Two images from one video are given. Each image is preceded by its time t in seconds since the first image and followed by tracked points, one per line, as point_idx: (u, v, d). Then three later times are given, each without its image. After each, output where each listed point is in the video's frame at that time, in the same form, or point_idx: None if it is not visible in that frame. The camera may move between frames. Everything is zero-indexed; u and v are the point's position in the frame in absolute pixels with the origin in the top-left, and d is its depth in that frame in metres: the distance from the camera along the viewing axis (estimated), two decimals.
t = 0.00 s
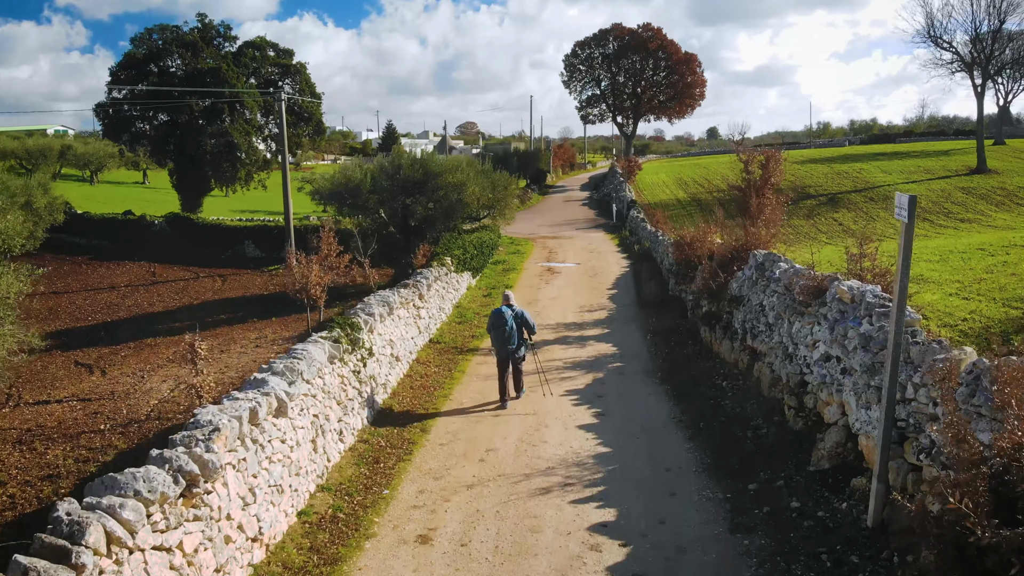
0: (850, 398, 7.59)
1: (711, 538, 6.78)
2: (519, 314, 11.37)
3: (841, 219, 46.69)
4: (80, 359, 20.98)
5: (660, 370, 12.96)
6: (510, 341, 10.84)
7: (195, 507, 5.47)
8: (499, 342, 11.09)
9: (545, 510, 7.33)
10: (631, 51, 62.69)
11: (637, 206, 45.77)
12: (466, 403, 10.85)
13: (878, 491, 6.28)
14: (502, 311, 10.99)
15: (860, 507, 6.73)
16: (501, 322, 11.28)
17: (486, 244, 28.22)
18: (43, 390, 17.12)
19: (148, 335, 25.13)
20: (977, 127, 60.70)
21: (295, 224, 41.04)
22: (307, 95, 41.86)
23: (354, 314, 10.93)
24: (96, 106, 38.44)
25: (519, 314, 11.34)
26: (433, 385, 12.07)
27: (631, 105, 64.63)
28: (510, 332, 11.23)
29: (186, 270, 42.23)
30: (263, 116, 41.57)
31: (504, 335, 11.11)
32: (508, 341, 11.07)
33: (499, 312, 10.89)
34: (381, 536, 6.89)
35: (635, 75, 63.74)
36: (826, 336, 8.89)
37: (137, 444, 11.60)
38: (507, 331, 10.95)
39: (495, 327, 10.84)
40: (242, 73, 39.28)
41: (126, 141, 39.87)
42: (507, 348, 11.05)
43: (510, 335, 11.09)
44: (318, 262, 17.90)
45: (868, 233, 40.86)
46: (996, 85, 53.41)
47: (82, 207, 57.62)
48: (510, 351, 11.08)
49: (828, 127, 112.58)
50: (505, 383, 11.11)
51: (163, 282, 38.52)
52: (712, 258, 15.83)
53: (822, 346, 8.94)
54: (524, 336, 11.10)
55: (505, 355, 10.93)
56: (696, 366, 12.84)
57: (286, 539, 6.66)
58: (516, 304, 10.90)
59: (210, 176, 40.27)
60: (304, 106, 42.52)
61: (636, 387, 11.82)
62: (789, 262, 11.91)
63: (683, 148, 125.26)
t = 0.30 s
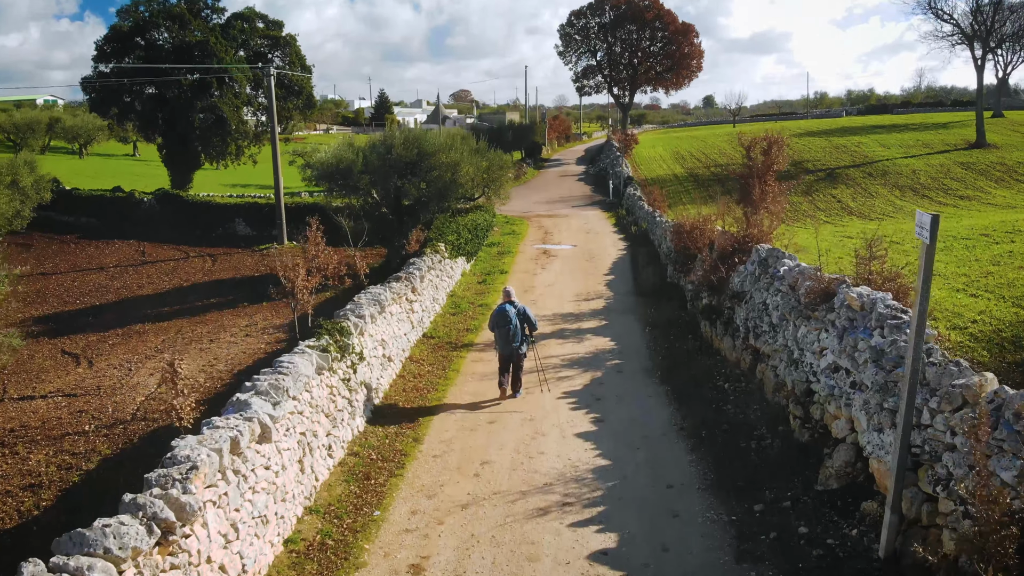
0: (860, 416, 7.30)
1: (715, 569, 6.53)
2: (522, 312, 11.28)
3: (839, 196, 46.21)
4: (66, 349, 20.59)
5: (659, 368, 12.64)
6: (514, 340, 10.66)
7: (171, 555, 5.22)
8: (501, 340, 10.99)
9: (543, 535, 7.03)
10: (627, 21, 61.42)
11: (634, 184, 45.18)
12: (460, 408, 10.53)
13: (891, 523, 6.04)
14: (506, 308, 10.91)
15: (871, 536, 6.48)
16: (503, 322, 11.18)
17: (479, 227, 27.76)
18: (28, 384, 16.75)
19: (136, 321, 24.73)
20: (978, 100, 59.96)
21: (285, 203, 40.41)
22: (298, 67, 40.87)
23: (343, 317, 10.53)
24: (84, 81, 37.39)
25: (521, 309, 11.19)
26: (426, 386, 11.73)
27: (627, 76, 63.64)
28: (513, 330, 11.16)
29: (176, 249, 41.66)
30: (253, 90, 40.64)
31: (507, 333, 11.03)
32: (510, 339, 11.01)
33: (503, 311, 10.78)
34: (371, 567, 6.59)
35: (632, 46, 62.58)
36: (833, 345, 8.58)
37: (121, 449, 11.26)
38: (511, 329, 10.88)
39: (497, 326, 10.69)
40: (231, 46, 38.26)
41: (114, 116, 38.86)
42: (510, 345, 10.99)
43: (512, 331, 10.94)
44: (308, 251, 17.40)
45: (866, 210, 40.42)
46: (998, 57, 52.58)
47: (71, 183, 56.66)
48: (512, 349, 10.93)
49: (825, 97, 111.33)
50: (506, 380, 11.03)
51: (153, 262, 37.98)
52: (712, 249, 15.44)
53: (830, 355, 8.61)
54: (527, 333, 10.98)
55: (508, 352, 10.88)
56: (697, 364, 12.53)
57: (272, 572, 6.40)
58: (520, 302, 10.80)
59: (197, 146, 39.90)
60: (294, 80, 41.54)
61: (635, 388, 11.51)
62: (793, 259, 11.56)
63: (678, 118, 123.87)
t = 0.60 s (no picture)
0: (870, 436, 7.05)
1: None
2: (520, 308, 11.22)
3: (839, 173, 45.74)
4: (55, 338, 20.26)
5: (659, 367, 12.37)
6: (513, 336, 10.64)
7: None
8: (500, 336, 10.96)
9: (541, 561, 6.80)
10: None
11: (631, 161, 44.64)
12: (456, 413, 10.25)
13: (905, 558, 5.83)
14: (503, 304, 10.85)
15: (882, 566, 6.28)
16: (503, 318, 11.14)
17: (475, 210, 27.35)
18: (15, 378, 16.41)
19: (126, 307, 24.38)
20: (979, 74, 59.25)
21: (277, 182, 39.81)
22: (289, 41, 39.93)
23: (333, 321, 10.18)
24: (71, 57, 36.48)
25: (519, 304, 11.17)
26: (420, 388, 11.42)
27: (625, 48, 62.60)
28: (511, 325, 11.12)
29: (166, 229, 41.05)
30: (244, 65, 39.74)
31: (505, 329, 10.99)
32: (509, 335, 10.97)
33: (501, 307, 10.74)
34: None
35: (630, 18, 61.40)
36: (841, 355, 8.30)
37: (107, 455, 10.94)
38: (509, 325, 10.84)
39: (496, 323, 10.67)
40: (221, 20, 37.30)
41: (103, 92, 38.02)
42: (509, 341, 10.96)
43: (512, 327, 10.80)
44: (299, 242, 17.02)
45: (865, 189, 40.01)
46: (1001, 30, 51.66)
47: (60, 160, 55.78)
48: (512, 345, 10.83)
49: (823, 69, 109.90)
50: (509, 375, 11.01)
51: (144, 243, 37.48)
52: (713, 241, 15.09)
53: (838, 366, 8.34)
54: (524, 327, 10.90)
55: (507, 348, 10.84)
56: (697, 363, 12.26)
57: None
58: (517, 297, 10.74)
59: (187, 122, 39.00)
60: (285, 54, 40.60)
61: (635, 390, 11.24)
62: (797, 257, 11.23)
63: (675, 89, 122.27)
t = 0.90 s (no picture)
0: (881, 460, 6.84)
1: None
2: (519, 300, 11.48)
3: (839, 152, 45.17)
4: (45, 329, 19.96)
5: (659, 368, 12.13)
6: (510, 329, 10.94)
7: None
8: (499, 328, 11.27)
9: None
10: None
11: (629, 140, 44.04)
12: (452, 421, 10.03)
13: None
14: (502, 297, 11.12)
15: None
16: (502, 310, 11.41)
17: (471, 194, 26.93)
18: (3, 374, 16.15)
19: (118, 295, 24.06)
20: (982, 48, 58.29)
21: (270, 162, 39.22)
22: (281, 16, 39.03)
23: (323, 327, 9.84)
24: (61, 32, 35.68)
25: (518, 296, 11.42)
26: (415, 391, 11.16)
27: (624, 20, 61.51)
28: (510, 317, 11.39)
29: (158, 210, 40.53)
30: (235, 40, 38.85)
31: (504, 320, 11.29)
32: (507, 326, 11.26)
33: (500, 299, 11.00)
34: None
35: None
36: (849, 370, 8.06)
37: (95, 464, 10.69)
38: (507, 317, 11.13)
39: (494, 315, 10.98)
40: None
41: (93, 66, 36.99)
42: (507, 333, 11.27)
43: (510, 320, 11.20)
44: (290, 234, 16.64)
45: (866, 169, 39.49)
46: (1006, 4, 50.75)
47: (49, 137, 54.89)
48: (509, 336, 11.26)
49: (823, 40, 108.39)
50: (504, 362, 11.56)
51: (136, 225, 36.99)
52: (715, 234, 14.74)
53: (845, 380, 8.09)
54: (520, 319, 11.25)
55: (505, 340, 11.16)
56: (698, 364, 12.00)
57: None
58: (515, 290, 10.99)
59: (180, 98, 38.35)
60: (278, 29, 39.72)
61: (635, 394, 11.01)
62: (803, 258, 10.93)
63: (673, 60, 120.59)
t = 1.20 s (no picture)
0: (890, 489, 6.66)
1: None
2: (523, 300, 11.42)
3: (840, 132, 44.59)
4: (36, 323, 19.67)
5: (660, 371, 11.88)
6: (513, 329, 10.92)
7: None
8: (501, 328, 11.22)
9: None
10: None
11: (628, 120, 43.42)
12: (448, 432, 9.82)
13: None
14: (506, 297, 11.07)
15: None
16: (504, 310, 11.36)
17: (468, 180, 26.51)
18: None
19: (110, 286, 23.78)
20: (988, 23, 57.25)
21: (264, 144, 38.62)
22: None
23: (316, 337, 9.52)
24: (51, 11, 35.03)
25: (521, 296, 11.39)
26: (410, 397, 10.92)
27: None
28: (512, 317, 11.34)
29: (151, 193, 40.01)
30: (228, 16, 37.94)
31: (506, 321, 11.24)
32: (510, 326, 11.23)
33: (503, 300, 10.95)
34: None
35: None
36: (857, 388, 7.82)
37: (83, 475, 10.46)
38: (511, 317, 11.11)
39: (498, 315, 10.96)
40: None
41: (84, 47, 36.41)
42: (509, 333, 11.24)
43: (512, 320, 11.18)
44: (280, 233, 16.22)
45: (867, 151, 38.98)
46: None
47: (40, 116, 54.05)
48: (512, 336, 11.29)
49: (824, 13, 106.76)
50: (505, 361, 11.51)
51: (128, 209, 36.52)
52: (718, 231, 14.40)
53: (853, 399, 7.85)
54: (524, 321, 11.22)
55: (508, 340, 11.13)
56: (700, 367, 11.76)
57: None
58: (519, 290, 10.94)
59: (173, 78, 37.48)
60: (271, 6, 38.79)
61: (635, 402, 10.79)
62: (808, 262, 10.63)
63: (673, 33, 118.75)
